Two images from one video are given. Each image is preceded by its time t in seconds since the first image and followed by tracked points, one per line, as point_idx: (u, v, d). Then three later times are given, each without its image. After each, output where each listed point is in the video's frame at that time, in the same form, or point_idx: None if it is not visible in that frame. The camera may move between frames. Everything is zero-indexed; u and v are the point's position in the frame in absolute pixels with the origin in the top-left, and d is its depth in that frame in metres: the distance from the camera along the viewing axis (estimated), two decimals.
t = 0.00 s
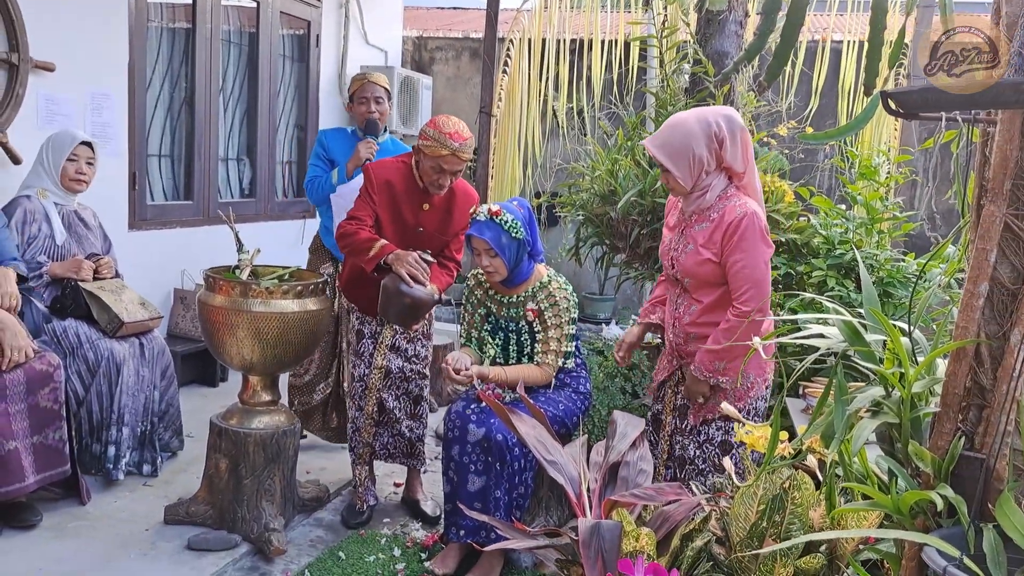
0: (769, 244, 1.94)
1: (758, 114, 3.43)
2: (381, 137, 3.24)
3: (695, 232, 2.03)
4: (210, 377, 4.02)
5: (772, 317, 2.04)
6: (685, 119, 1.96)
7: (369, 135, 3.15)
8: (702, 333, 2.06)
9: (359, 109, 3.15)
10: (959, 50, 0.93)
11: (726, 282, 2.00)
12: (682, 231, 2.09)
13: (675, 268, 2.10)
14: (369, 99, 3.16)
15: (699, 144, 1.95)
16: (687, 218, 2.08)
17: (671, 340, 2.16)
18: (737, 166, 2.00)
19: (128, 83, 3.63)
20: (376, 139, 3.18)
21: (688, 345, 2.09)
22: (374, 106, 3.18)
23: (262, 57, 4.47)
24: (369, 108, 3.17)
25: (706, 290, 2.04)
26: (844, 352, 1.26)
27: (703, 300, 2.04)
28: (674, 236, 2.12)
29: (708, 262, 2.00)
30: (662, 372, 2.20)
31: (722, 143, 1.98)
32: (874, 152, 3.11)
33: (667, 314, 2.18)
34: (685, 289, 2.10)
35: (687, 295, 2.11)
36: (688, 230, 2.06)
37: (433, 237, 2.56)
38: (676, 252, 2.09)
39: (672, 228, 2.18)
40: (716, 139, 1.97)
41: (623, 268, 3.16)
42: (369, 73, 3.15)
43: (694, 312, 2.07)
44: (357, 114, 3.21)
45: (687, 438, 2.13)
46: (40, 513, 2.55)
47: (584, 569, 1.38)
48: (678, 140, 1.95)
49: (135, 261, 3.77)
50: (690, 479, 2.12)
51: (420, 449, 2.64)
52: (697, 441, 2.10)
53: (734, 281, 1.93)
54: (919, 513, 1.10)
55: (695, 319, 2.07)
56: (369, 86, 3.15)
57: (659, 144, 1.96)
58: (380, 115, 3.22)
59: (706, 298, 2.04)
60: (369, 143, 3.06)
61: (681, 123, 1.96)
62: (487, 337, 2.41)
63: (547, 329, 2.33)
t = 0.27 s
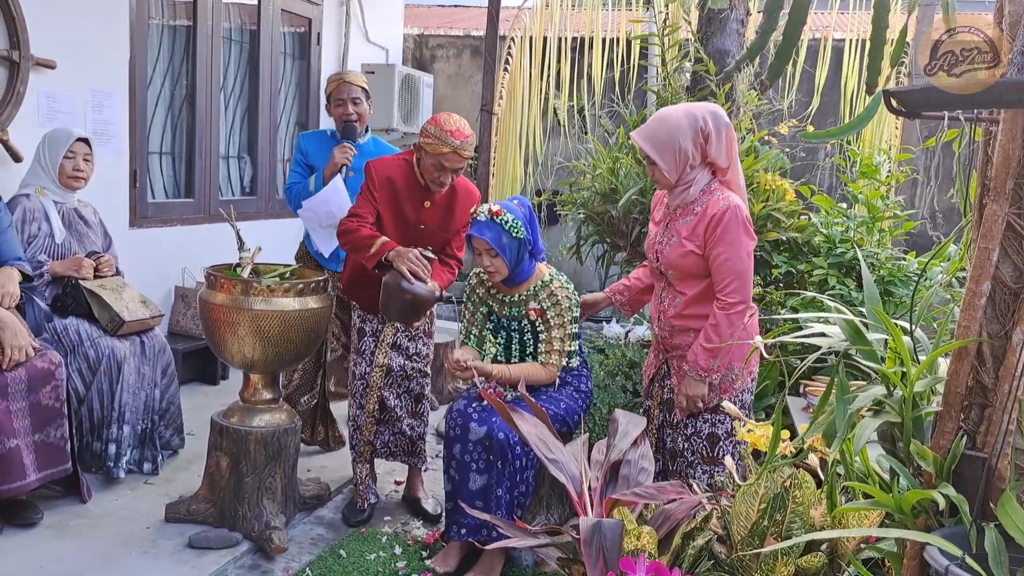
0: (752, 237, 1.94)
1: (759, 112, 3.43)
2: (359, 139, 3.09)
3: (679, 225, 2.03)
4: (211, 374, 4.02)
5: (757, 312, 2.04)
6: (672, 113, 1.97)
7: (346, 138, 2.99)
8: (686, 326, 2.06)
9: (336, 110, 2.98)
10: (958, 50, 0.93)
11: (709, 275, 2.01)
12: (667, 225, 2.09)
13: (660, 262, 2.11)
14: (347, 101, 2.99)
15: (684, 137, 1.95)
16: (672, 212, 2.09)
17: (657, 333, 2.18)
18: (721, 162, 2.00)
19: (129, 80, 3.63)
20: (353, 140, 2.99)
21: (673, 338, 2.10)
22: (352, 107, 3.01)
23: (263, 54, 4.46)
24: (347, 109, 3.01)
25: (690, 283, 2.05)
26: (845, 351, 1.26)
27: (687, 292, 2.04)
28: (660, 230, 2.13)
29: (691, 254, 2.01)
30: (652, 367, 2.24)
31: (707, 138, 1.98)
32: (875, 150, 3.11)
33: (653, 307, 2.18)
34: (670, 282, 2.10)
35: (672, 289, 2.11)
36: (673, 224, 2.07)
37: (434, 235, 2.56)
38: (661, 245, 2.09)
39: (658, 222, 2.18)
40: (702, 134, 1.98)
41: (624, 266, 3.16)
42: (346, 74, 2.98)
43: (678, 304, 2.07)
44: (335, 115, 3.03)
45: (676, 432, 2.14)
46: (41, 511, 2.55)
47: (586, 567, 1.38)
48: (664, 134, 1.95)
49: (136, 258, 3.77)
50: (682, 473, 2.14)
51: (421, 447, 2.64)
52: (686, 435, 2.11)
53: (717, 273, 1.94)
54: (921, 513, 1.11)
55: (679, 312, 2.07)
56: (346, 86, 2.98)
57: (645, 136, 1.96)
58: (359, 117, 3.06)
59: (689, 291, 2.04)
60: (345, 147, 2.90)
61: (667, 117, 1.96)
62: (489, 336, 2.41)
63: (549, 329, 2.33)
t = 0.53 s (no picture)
0: (741, 229, 1.96)
1: (762, 111, 3.43)
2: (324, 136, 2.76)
3: (670, 222, 2.03)
4: (212, 373, 4.03)
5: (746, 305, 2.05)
6: (663, 110, 1.97)
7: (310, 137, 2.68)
8: (681, 321, 2.06)
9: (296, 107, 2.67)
10: (958, 50, 0.92)
11: (701, 270, 2.01)
12: (657, 223, 2.09)
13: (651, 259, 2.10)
14: (309, 94, 2.65)
15: (675, 134, 1.96)
16: (660, 210, 2.09)
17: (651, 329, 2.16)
18: (709, 159, 2.01)
19: (131, 78, 3.63)
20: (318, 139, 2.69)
21: (668, 333, 2.09)
22: (315, 101, 2.68)
23: (265, 53, 4.46)
24: (309, 104, 2.67)
25: (682, 278, 2.05)
26: (848, 350, 1.26)
27: (681, 287, 2.04)
28: (649, 228, 2.12)
29: (683, 250, 2.01)
30: (646, 364, 2.23)
31: (697, 135, 1.99)
32: (877, 150, 3.10)
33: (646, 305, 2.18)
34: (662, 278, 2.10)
35: (664, 285, 2.11)
36: (663, 221, 2.06)
37: (436, 233, 2.55)
38: (652, 243, 2.09)
39: (645, 221, 2.18)
40: (691, 131, 1.99)
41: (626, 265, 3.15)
42: (306, 63, 2.63)
43: (673, 300, 2.06)
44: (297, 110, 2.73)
45: (669, 427, 2.14)
46: (43, 509, 2.55)
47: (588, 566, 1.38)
48: (657, 131, 1.95)
49: (137, 256, 3.77)
50: (673, 469, 2.13)
51: (423, 446, 2.64)
52: (678, 429, 2.11)
53: (710, 267, 1.94)
54: (923, 512, 1.10)
55: (673, 308, 2.06)
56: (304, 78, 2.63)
57: (639, 133, 1.96)
58: (322, 111, 2.74)
59: (683, 286, 2.04)
60: (309, 148, 2.62)
61: (659, 114, 1.96)
62: (490, 335, 2.41)
63: (549, 328, 2.32)
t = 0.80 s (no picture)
0: (741, 230, 1.95)
1: (765, 111, 3.42)
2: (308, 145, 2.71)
3: (670, 223, 2.03)
4: (214, 372, 4.03)
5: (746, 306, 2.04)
6: (664, 111, 1.96)
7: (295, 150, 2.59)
8: (681, 322, 2.05)
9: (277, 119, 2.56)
10: (958, 50, 0.92)
11: (701, 270, 2.01)
12: (657, 224, 2.08)
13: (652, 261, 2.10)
14: (288, 104, 2.53)
15: (676, 135, 1.96)
16: (660, 211, 2.08)
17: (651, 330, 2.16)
18: (709, 160, 2.02)
19: (134, 77, 3.63)
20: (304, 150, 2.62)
21: (668, 335, 2.08)
22: (296, 111, 2.56)
23: (267, 52, 4.46)
24: (289, 115, 2.55)
25: (683, 280, 2.04)
26: (852, 350, 1.26)
27: (682, 289, 2.04)
28: (650, 230, 2.12)
29: (683, 250, 2.01)
30: (645, 364, 2.22)
31: (697, 136, 1.99)
32: (880, 150, 3.10)
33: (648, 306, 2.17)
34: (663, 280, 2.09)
35: (665, 286, 2.10)
36: (663, 222, 2.06)
37: (439, 232, 2.55)
38: (652, 244, 2.09)
39: (646, 223, 2.18)
40: (691, 132, 1.99)
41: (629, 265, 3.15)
42: (283, 72, 2.50)
43: (674, 301, 2.06)
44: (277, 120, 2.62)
45: (669, 427, 2.13)
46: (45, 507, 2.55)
47: (590, 566, 1.38)
48: (657, 131, 1.95)
49: (140, 255, 3.77)
50: (672, 470, 2.12)
51: (425, 446, 2.64)
52: (679, 429, 2.10)
53: (709, 267, 1.94)
54: (926, 513, 1.10)
55: (675, 309, 2.06)
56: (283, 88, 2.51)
57: (640, 134, 1.96)
58: (303, 117, 2.62)
59: (684, 287, 2.03)
60: (293, 162, 2.54)
61: (660, 115, 1.96)
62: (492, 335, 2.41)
63: (553, 328, 2.32)
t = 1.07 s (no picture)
0: (745, 231, 1.95)
1: (767, 111, 3.42)
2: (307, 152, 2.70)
3: (673, 222, 2.03)
4: (215, 371, 4.03)
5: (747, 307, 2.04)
6: (669, 110, 1.96)
7: (295, 158, 2.56)
8: (681, 321, 2.05)
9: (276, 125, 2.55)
10: (958, 51, 0.92)
11: (703, 270, 2.01)
12: (660, 223, 2.08)
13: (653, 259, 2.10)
14: (288, 110, 2.53)
15: (681, 134, 1.96)
16: (663, 210, 2.09)
17: (651, 328, 2.16)
18: (713, 160, 2.02)
19: (136, 76, 3.63)
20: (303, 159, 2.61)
21: (667, 333, 2.08)
22: (296, 117, 2.56)
23: (269, 51, 4.47)
24: (290, 121, 2.55)
25: (684, 279, 2.04)
26: (854, 350, 1.26)
27: (683, 287, 2.04)
28: (652, 229, 2.12)
29: (685, 250, 2.01)
30: (644, 362, 2.22)
31: (702, 136, 1.99)
32: (883, 150, 3.10)
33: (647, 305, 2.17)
34: (664, 278, 2.09)
35: (666, 285, 2.10)
36: (666, 222, 2.06)
37: (441, 232, 2.55)
38: (654, 243, 2.09)
39: (648, 221, 2.18)
40: (697, 132, 1.99)
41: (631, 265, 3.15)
42: (283, 78, 2.50)
43: (674, 299, 2.06)
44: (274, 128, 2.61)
45: (670, 427, 2.13)
46: (46, 506, 2.56)
47: (592, 566, 1.38)
48: (662, 131, 1.95)
49: (141, 254, 3.77)
50: (673, 466, 2.13)
51: (426, 446, 2.64)
52: (679, 428, 2.10)
53: (712, 268, 1.94)
54: (928, 514, 1.10)
55: (675, 308, 2.06)
56: (282, 94, 2.51)
57: (644, 132, 1.96)
58: (302, 125, 2.61)
59: (686, 286, 2.04)
60: (294, 171, 2.51)
61: (665, 114, 1.95)
62: (493, 335, 2.41)
63: (553, 328, 2.32)
